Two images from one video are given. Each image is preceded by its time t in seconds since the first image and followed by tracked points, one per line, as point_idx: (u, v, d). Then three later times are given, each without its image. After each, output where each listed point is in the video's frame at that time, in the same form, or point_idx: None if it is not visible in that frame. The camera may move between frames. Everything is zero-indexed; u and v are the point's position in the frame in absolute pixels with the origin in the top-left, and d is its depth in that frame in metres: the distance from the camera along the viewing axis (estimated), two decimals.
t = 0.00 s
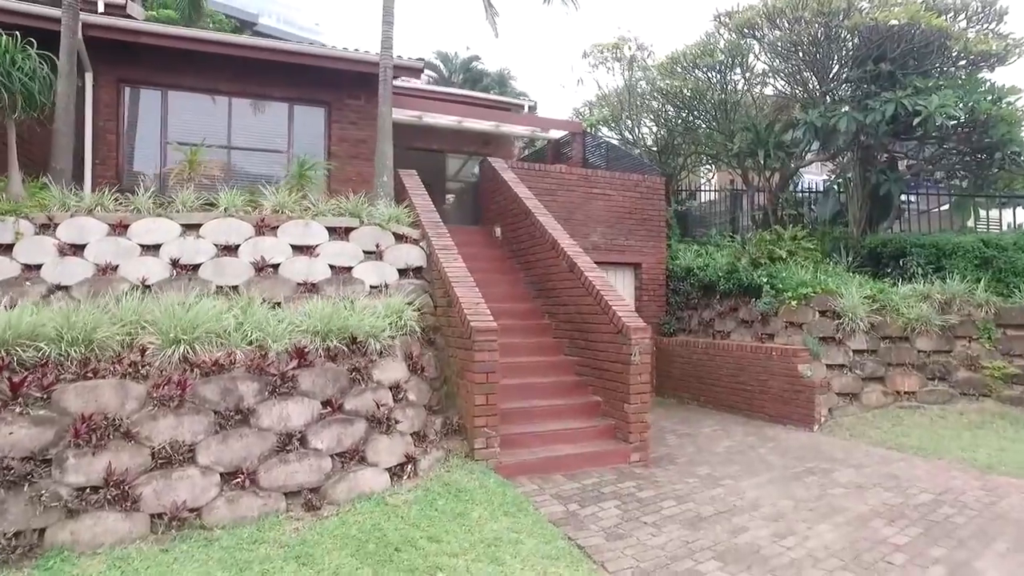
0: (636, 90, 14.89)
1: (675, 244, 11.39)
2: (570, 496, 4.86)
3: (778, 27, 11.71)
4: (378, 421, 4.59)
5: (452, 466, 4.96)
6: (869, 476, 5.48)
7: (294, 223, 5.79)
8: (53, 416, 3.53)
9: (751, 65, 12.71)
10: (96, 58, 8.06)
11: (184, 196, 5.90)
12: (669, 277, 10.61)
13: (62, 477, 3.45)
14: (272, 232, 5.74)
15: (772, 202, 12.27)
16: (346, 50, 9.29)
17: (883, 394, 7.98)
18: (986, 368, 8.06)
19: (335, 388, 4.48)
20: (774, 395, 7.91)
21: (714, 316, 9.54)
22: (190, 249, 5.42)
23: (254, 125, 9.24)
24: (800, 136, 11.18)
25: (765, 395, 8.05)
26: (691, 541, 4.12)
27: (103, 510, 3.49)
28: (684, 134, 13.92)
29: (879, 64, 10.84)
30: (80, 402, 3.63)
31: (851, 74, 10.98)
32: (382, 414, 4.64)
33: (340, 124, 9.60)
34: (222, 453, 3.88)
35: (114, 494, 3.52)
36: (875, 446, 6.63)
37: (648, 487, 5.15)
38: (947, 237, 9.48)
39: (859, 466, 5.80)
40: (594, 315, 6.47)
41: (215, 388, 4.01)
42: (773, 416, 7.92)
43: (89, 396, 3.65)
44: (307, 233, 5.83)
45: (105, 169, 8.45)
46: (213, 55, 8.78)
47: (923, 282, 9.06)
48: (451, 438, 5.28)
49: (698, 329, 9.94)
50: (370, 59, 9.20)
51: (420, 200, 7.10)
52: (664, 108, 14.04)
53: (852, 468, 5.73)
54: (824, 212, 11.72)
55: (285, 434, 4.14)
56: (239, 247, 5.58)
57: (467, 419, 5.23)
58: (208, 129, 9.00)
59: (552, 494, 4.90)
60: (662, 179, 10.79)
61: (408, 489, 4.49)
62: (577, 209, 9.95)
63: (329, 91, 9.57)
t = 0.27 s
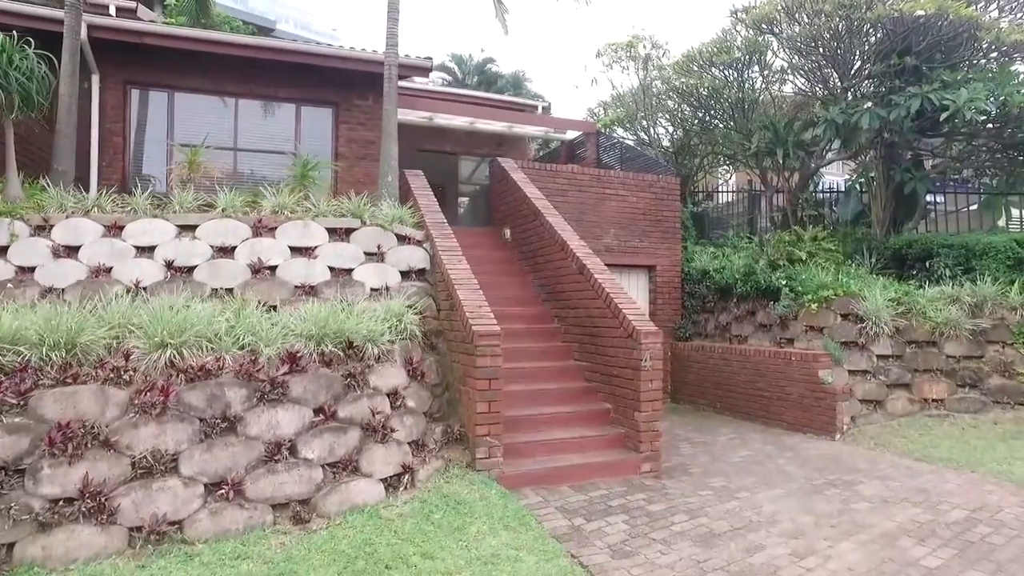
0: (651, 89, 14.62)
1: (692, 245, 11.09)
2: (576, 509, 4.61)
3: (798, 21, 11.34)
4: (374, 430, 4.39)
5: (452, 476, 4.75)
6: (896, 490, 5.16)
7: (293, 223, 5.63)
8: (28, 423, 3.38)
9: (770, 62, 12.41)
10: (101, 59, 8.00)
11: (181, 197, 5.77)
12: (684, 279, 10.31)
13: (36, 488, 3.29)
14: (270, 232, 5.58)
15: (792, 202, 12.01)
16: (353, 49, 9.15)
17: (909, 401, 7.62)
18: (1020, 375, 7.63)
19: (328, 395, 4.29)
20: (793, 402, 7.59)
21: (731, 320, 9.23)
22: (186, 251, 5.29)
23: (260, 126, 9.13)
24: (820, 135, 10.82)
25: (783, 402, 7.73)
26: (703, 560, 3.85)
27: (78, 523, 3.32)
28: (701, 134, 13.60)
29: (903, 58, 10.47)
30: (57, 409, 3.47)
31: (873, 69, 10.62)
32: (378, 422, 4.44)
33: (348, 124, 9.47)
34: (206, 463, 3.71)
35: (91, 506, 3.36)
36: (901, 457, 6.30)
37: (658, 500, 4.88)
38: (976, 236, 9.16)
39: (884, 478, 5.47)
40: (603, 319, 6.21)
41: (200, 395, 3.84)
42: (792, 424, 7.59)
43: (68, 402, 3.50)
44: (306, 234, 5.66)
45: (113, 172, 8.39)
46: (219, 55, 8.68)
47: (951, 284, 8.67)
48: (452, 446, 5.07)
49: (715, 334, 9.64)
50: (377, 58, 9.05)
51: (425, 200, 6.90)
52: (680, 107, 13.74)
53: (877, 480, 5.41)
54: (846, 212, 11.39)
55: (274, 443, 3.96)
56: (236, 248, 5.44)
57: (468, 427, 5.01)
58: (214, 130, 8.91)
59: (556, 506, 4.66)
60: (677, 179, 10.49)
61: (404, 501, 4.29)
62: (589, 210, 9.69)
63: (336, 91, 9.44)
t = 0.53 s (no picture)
0: (662, 91, 14.37)
1: (704, 248, 10.81)
2: (577, 526, 4.39)
3: (813, 18, 11.06)
4: (364, 443, 4.20)
5: (448, 491, 4.55)
6: (919, 507, 4.86)
7: (286, 227, 5.47)
8: None
9: (784, 61, 12.13)
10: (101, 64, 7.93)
11: (174, 201, 5.62)
12: (696, 284, 10.02)
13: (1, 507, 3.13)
14: (263, 238, 5.42)
15: (807, 204, 11.53)
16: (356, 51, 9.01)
17: (932, 410, 7.30)
18: None
19: (317, 407, 4.11)
20: (810, 412, 7.29)
21: (744, 326, 8.92)
22: (176, 257, 5.15)
23: (263, 130, 9.02)
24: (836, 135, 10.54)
25: (799, 412, 7.44)
26: None
27: (47, 544, 3.17)
28: (714, 136, 13.31)
29: (923, 54, 10.13)
30: (28, 424, 3.31)
31: (891, 65, 10.31)
32: (369, 435, 4.25)
33: (351, 127, 9.33)
34: (185, 479, 3.54)
35: (61, 526, 3.20)
36: (924, 470, 5.98)
37: (666, 517, 4.63)
38: (1001, 239, 8.84)
39: (908, 494, 5.17)
40: (609, 326, 5.97)
41: (180, 408, 3.66)
42: (809, 434, 7.30)
43: (40, 416, 3.34)
44: (299, 239, 5.50)
45: (115, 177, 8.32)
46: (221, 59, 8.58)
47: (975, 288, 8.32)
48: (450, 460, 4.88)
49: (728, 340, 9.33)
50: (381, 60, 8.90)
51: (425, 203, 6.72)
52: (691, 108, 13.48)
53: (899, 496, 5.11)
54: (864, 214, 11.07)
55: (258, 457, 3.78)
56: (228, 254, 5.29)
57: (466, 439, 4.81)
58: (217, 134, 8.82)
59: (557, 523, 4.43)
60: (688, 181, 10.23)
61: (395, 518, 4.08)
62: (597, 213, 9.45)
63: (340, 94, 9.31)
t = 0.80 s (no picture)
0: (673, 92, 14.14)
1: (716, 251, 10.57)
2: (576, 543, 4.17)
3: (827, 15, 10.78)
4: (351, 455, 4.02)
5: (440, 506, 4.34)
6: (942, 525, 4.57)
7: (279, 230, 5.32)
8: None
9: (797, 61, 11.87)
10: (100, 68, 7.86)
11: (165, 205, 5.49)
12: (707, 288, 9.74)
13: None
14: (255, 241, 5.27)
15: (822, 206, 11.11)
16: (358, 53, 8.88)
17: (955, 420, 6.98)
18: None
19: (301, 417, 3.93)
20: (825, 421, 7.00)
21: (756, 331, 8.62)
22: (164, 262, 5.01)
23: (265, 133, 8.92)
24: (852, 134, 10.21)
25: (813, 421, 7.16)
26: None
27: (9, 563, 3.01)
28: (726, 138, 13.04)
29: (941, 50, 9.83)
30: None
31: (909, 62, 10.00)
32: (357, 447, 4.06)
33: (354, 130, 9.20)
34: (158, 494, 3.37)
35: (24, 544, 3.04)
36: (947, 485, 5.68)
37: (670, 534, 4.39)
38: None
39: (930, 511, 4.88)
40: (613, 333, 5.74)
41: (157, 419, 3.50)
42: (824, 444, 7.02)
43: (7, 427, 3.19)
44: (291, 242, 5.34)
45: (116, 182, 8.26)
46: (222, 62, 8.48)
47: (1000, 292, 7.96)
48: (444, 472, 4.67)
49: (740, 346, 9.02)
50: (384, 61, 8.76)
51: (425, 206, 6.54)
52: (703, 110, 13.22)
53: (920, 514, 4.83)
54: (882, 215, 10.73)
55: (238, 471, 3.61)
56: (218, 258, 5.14)
57: (461, 451, 4.60)
58: (219, 138, 8.73)
59: (554, 540, 4.21)
60: (698, 183, 9.97)
61: (382, 535, 3.89)
62: (605, 216, 9.22)
63: (343, 96, 9.18)
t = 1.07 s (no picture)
0: (687, 94, 13.92)
1: (728, 254, 10.29)
2: (574, 564, 3.93)
3: (843, 12, 10.49)
4: (337, 469, 3.83)
5: (432, 522, 4.13)
6: (971, 549, 4.27)
7: (271, 235, 5.17)
8: None
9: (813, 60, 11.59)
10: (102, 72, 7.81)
11: (156, 209, 5.36)
12: (720, 294, 9.45)
13: None
14: (247, 246, 5.12)
15: (840, 209, 10.77)
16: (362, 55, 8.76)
17: (982, 432, 6.64)
18: None
19: (284, 429, 3.75)
20: (843, 433, 6.69)
21: (771, 338, 8.30)
22: (153, 267, 4.87)
23: (269, 137, 8.83)
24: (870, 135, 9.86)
25: (831, 433, 6.84)
26: None
27: None
28: (741, 140, 12.76)
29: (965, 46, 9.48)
30: None
31: (930, 59, 9.57)
32: (343, 461, 3.87)
33: (358, 134, 9.06)
34: (128, 511, 3.20)
35: None
36: (975, 503, 5.35)
37: (675, 555, 4.14)
38: None
39: (957, 532, 4.57)
40: (618, 340, 5.51)
41: (130, 431, 3.33)
42: (842, 457, 6.71)
43: None
44: (284, 247, 5.19)
45: (119, 187, 8.21)
46: (225, 65, 8.39)
47: None
48: (438, 487, 4.46)
49: (754, 353, 8.67)
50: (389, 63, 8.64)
51: (425, 209, 6.36)
52: (716, 111, 12.96)
53: (946, 535, 4.52)
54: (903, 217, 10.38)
55: (215, 485, 3.44)
56: (209, 263, 5.00)
57: (455, 464, 4.39)
58: (222, 141, 8.64)
59: (551, 561, 3.99)
60: (711, 186, 9.69)
61: (367, 554, 3.70)
62: (614, 220, 8.98)
63: (347, 100, 9.05)
